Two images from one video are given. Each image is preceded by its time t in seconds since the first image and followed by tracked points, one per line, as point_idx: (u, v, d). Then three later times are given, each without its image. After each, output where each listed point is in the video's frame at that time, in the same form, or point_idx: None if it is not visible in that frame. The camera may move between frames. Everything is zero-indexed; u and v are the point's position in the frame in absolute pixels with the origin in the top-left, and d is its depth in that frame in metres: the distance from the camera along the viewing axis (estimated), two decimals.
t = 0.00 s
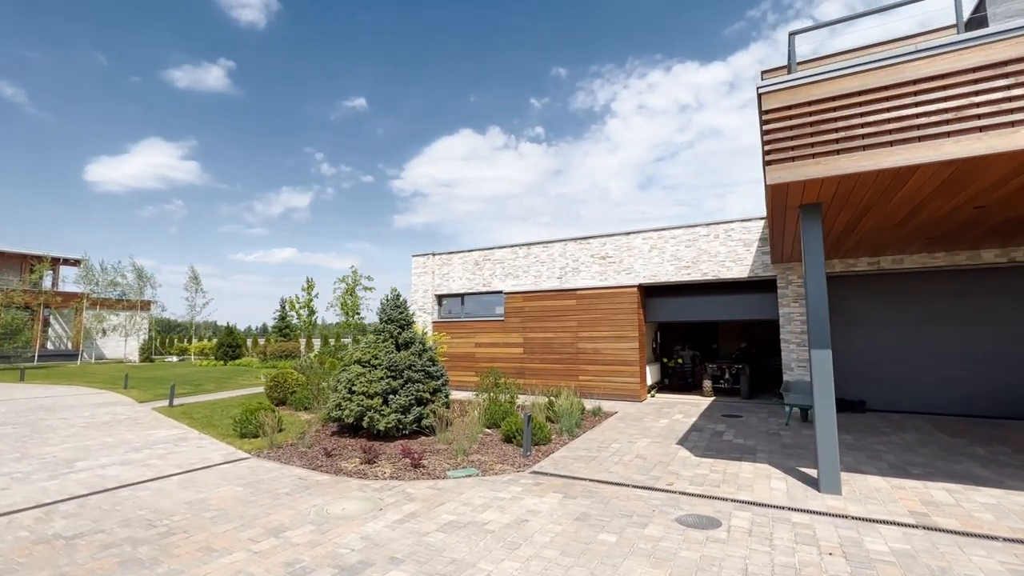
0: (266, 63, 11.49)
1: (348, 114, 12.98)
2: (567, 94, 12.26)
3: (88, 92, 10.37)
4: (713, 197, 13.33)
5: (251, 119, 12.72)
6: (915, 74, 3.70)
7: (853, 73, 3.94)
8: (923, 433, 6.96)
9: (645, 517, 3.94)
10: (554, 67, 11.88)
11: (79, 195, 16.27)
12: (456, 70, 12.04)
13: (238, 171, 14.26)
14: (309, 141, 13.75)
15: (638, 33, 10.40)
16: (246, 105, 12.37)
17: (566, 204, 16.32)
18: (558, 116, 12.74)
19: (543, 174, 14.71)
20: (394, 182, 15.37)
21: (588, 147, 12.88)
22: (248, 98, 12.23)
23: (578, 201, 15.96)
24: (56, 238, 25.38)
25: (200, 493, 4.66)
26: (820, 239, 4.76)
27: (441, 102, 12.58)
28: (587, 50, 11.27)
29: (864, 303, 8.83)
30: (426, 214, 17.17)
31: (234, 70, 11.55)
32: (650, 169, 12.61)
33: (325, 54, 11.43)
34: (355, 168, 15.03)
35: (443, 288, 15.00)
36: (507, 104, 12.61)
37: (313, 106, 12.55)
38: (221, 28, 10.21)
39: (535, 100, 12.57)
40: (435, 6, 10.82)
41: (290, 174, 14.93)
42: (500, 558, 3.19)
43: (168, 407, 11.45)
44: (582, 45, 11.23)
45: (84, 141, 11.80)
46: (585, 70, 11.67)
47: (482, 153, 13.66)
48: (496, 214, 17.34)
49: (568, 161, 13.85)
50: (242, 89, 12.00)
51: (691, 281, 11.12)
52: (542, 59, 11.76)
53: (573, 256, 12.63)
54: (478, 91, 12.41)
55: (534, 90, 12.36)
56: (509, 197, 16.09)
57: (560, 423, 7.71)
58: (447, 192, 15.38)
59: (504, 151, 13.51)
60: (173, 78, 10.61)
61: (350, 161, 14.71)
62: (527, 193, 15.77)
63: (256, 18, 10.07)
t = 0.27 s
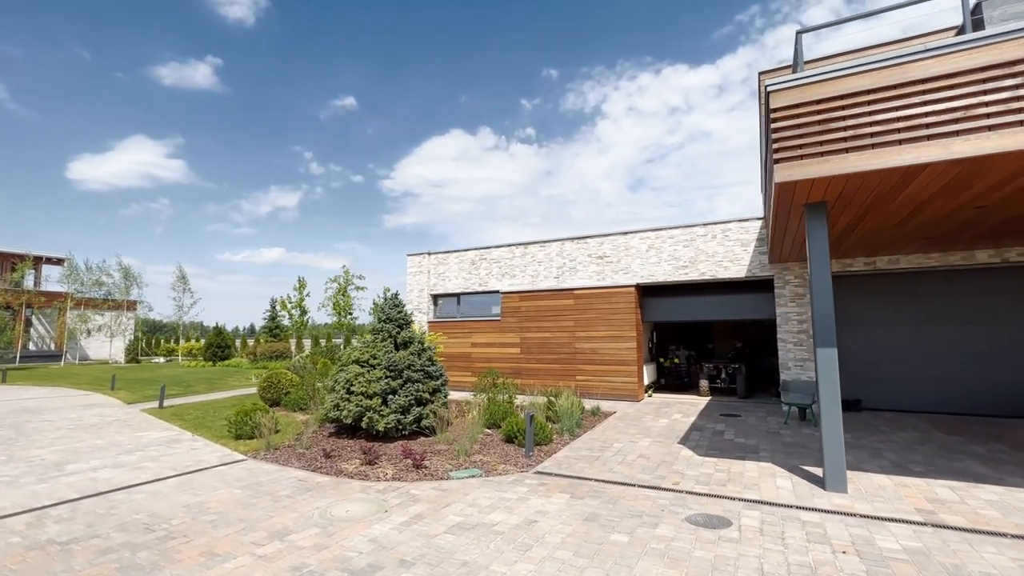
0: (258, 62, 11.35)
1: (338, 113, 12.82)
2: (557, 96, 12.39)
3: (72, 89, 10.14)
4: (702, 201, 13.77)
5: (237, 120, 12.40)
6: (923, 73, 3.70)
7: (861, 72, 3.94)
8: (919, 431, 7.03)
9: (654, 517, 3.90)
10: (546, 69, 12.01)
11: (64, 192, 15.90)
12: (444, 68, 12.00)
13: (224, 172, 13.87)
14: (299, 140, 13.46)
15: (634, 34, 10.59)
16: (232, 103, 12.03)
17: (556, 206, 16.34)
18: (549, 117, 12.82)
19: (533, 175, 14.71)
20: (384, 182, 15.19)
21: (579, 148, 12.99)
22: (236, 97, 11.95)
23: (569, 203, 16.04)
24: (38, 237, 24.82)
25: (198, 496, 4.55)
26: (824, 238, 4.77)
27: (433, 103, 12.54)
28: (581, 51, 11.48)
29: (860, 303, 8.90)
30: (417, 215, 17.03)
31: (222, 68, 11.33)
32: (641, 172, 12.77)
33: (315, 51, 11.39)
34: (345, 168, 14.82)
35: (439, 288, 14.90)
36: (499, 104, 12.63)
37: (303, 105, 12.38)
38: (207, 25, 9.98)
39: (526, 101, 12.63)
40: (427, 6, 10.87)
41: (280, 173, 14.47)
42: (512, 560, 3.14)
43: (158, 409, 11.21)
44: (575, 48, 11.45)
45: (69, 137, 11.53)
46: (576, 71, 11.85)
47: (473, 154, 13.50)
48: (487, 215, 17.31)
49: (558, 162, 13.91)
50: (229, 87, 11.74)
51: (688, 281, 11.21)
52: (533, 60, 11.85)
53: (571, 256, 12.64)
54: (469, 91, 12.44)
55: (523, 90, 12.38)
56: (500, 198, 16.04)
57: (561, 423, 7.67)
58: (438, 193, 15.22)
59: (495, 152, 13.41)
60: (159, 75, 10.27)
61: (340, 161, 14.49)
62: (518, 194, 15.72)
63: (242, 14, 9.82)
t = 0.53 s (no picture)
0: (249, 62, 11.21)
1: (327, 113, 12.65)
2: (547, 97, 12.50)
3: (61, 89, 9.97)
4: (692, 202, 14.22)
5: (224, 117, 12.21)
6: (933, 74, 3.71)
7: (870, 72, 3.94)
8: (917, 431, 7.09)
9: (664, 520, 3.86)
10: (536, 70, 12.09)
11: (47, 190, 15.53)
12: (433, 68, 11.88)
13: (211, 170, 13.65)
14: (287, 138, 13.22)
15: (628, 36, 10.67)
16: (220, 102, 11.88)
17: (546, 206, 16.39)
18: (539, 118, 13.00)
19: (524, 176, 14.73)
20: (374, 182, 15.04)
21: (568, 149, 13.15)
22: (224, 95, 11.80)
23: (559, 203, 16.14)
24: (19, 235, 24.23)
25: (195, 501, 4.41)
26: (830, 239, 4.78)
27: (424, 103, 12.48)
28: (572, 53, 11.55)
29: (856, 304, 8.97)
30: (407, 215, 16.89)
31: (208, 65, 11.11)
32: (631, 172, 12.96)
33: (302, 54, 11.15)
34: (334, 168, 14.62)
35: (434, 288, 14.79)
36: (489, 104, 12.68)
37: (291, 104, 12.18)
38: (193, 22, 9.76)
39: (516, 102, 12.77)
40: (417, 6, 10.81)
41: (268, 173, 14.27)
42: (525, 567, 3.07)
43: (146, 412, 10.97)
44: (564, 49, 11.53)
45: (51, 134, 11.24)
46: (566, 74, 11.96)
47: (463, 154, 13.51)
48: (478, 215, 17.34)
49: (549, 163, 13.99)
50: (216, 86, 11.57)
51: (686, 282, 11.32)
52: (523, 61, 11.96)
53: (568, 256, 12.67)
54: (459, 91, 12.37)
55: (513, 92, 12.51)
56: (490, 198, 15.99)
57: (561, 425, 7.63)
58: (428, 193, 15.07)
59: (484, 152, 13.46)
60: (143, 72, 10.03)
61: (328, 161, 14.29)
62: (507, 194, 15.72)
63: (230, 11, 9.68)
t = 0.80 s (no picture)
0: (237, 59, 10.98)
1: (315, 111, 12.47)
2: (538, 97, 12.58)
3: (44, 84, 9.79)
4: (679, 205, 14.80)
5: (210, 114, 11.92)
6: (938, 77, 3.74)
7: (875, 75, 3.95)
8: (911, 431, 7.17)
9: (672, 522, 3.84)
10: (526, 70, 12.12)
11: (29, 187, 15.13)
12: (424, 68, 11.81)
13: (195, 167, 13.32)
14: (274, 136, 12.98)
15: (623, 38, 10.85)
16: (204, 97, 11.57)
17: (537, 207, 16.47)
18: (528, 118, 13.08)
19: (514, 177, 14.73)
20: (363, 182, 14.86)
21: (558, 151, 13.30)
22: (209, 91, 11.52)
23: (550, 204, 16.25)
24: None
25: (190, 508, 4.29)
26: (832, 241, 4.82)
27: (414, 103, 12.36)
28: (562, 53, 11.68)
29: (852, 305, 9.07)
30: (396, 216, 16.68)
31: (195, 61, 10.84)
32: (619, 173, 13.20)
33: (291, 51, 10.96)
34: (322, 168, 14.42)
35: (428, 289, 14.68)
36: (481, 104, 12.66)
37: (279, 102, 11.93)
38: (178, 19, 9.54)
39: (506, 103, 12.82)
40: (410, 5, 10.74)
41: (255, 171, 14.00)
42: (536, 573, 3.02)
43: (134, 415, 10.72)
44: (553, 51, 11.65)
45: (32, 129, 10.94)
46: (556, 74, 12.06)
47: (453, 154, 13.26)
48: (467, 215, 17.31)
49: (538, 163, 14.03)
50: (202, 83, 11.30)
51: (681, 283, 11.41)
52: (514, 62, 12.00)
53: (564, 257, 12.68)
54: (449, 91, 12.29)
55: (504, 92, 12.55)
56: (480, 198, 15.94)
57: (560, 426, 7.61)
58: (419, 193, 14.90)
59: (475, 152, 13.32)
60: (127, 68, 9.77)
61: (317, 160, 14.07)
62: (496, 194, 15.66)
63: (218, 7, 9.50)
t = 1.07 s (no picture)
0: (221, 55, 10.76)
1: (303, 109, 12.27)
2: (527, 98, 12.69)
3: (25, 77, 9.66)
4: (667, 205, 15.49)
5: (193, 110, 11.60)
6: (939, 80, 3.79)
7: (877, 77, 4.00)
8: (904, 430, 7.28)
9: (678, 522, 3.84)
10: (515, 71, 12.23)
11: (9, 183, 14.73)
12: (413, 67, 11.75)
13: (178, 165, 12.98)
14: (260, 135, 12.73)
15: (614, 45, 11.05)
16: (187, 93, 11.28)
17: (526, 207, 16.61)
18: (517, 118, 13.19)
19: (503, 177, 14.78)
20: (350, 181, 14.68)
21: (547, 151, 13.44)
22: (192, 87, 11.25)
23: (539, 204, 16.41)
24: None
25: (187, 512, 4.18)
26: (833, 242, 4.88)
27: (403, 102, 12.34)
28: (551, 53, 11.75)
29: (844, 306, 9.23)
30: (382, 216, 16.46)
31: (177, 56, 10.56)
32: (607, 175, 13.70)
33: (279, 49, 10.80)
34: (310, 167, 14.24)
35: (422, 288, 14.58)
36: (471, 103, 12.68)
37: (265, 101, 11.70)
38: (163, 15, 9.38)
39: (495, 103, 12.90)
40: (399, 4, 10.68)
41: (239, 168, 13.64)
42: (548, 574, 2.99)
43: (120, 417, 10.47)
44: (543, 56, 11.84)
45: (12, 124, 10.65)
46: (545, 76, 12.17)
47: (442, 154, 13.21)
48: (456, 215, 17.31)
49: (527, 163, 14.11)
50: (186, 78, 11.05)
51: (676, 283, 11.50)
52: (505, 63, 12.05)
53: (559, 257, 12.68)
54: (438, 91, 12.24)
55: (494, 92, 12.62)
56: (470, 198, 15.93)
57: (558, 426, 7.62)
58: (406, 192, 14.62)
59: (464, 152, 13.26)
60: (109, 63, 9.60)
61: (304, 158, 13.87)
62: (485, 194, 15.72)
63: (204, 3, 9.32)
